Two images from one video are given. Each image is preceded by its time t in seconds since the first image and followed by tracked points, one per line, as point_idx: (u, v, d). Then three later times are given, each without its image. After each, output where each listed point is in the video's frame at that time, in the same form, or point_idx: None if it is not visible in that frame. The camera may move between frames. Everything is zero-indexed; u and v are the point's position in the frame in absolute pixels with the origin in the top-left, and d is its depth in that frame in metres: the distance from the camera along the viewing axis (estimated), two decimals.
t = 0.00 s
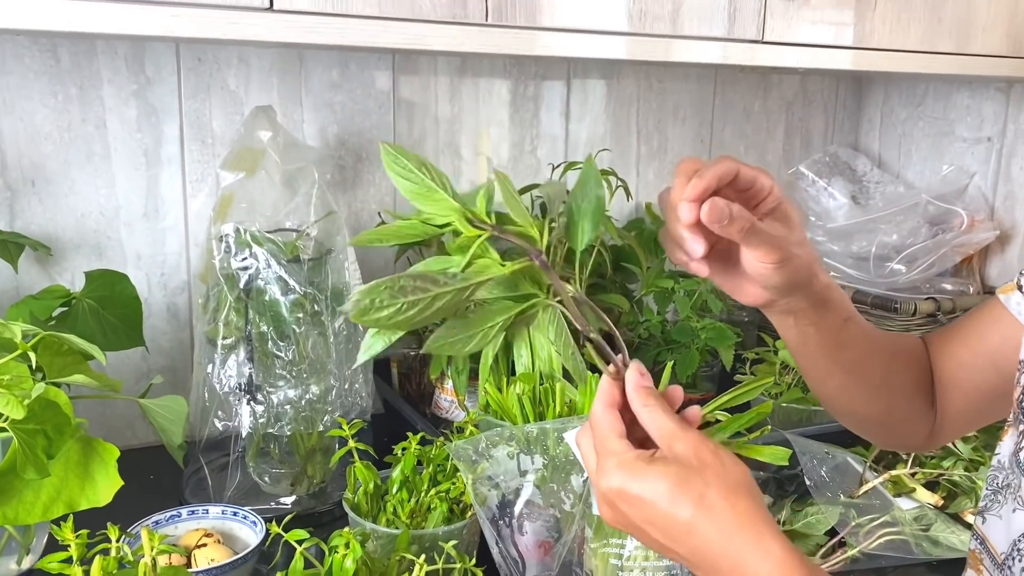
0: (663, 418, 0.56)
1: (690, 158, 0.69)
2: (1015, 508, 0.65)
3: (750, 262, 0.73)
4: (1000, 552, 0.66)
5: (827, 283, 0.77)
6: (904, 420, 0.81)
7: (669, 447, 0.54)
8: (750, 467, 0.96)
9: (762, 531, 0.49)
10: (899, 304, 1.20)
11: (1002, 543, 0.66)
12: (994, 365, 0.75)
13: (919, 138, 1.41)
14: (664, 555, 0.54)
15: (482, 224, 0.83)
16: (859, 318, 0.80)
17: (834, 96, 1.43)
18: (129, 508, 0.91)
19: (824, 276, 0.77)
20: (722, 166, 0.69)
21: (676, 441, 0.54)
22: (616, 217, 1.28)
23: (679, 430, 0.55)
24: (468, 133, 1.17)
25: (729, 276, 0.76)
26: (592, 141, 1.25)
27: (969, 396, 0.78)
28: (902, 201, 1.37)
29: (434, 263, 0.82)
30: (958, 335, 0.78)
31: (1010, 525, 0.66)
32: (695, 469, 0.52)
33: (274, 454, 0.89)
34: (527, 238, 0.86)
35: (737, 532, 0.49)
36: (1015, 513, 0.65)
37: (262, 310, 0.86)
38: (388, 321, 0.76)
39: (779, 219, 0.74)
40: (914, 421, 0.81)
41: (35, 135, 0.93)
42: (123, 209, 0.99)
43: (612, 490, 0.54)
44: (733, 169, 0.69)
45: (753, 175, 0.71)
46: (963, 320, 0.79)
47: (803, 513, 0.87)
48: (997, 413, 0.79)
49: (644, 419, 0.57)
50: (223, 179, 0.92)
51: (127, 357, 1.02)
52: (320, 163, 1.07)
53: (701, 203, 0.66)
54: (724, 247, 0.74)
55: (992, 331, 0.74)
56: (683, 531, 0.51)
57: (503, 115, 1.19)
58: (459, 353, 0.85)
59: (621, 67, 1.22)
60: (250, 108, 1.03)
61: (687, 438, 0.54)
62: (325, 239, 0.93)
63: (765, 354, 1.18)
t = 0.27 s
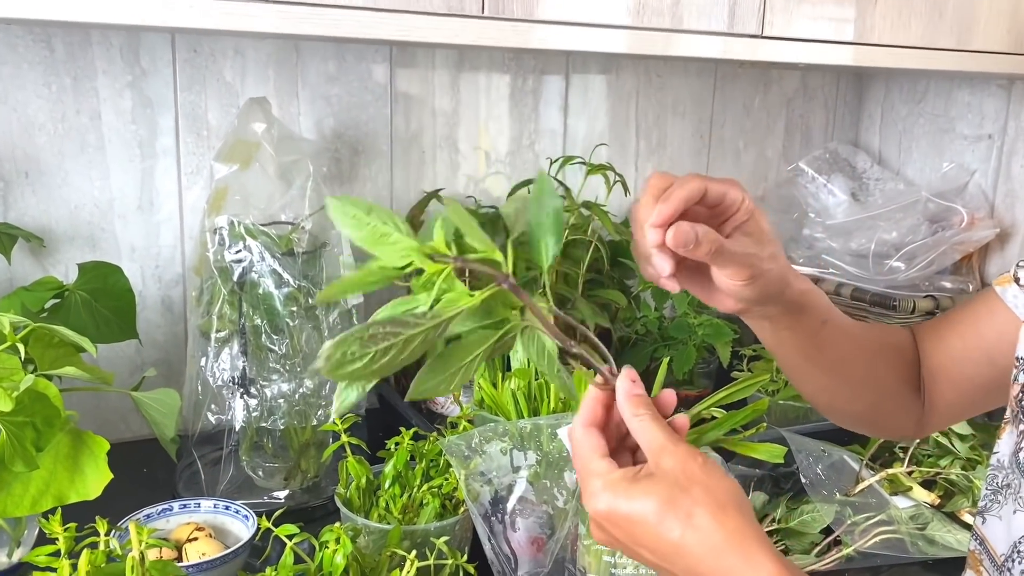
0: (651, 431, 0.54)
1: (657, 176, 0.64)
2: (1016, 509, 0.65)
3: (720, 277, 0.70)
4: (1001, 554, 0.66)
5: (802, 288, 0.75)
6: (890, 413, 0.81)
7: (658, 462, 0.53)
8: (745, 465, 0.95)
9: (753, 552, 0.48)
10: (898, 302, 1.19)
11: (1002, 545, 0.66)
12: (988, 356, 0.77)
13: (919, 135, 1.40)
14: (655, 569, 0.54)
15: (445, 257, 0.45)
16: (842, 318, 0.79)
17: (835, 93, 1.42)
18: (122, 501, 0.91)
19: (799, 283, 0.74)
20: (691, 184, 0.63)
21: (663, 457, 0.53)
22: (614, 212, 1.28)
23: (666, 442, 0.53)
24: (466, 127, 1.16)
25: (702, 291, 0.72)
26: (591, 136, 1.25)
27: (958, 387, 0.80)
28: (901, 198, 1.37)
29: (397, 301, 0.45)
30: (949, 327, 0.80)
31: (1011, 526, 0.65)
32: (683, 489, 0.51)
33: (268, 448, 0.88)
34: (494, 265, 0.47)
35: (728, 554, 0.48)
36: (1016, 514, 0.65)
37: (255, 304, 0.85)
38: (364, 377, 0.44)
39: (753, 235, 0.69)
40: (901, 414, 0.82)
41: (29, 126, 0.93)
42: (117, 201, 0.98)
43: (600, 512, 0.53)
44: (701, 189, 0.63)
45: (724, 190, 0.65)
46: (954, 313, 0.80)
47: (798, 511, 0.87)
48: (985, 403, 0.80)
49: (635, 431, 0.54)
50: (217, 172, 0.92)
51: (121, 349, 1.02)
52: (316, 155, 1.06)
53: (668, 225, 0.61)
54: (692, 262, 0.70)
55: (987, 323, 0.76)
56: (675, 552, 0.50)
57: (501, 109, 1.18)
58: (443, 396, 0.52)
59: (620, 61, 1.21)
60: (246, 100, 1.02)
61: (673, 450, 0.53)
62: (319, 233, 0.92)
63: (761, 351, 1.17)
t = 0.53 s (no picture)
0: (634, 439, 0.51)
1: (615, 170, 0.64)
2: (1013, 504, 0.65)
3: (688, 269, 0.70)
4: (998, 548, 0.66)
5: (774, 273, 0.74)
6: (869, 391, 0.82)
7: (642, 474, 0.51)
8: (740, 457, 0.95)
9: (743, 561, 0.49)
10: (894, 296, 1.20)
11: (999, 539, 0.66)
12: (977, 336, 0.77)
13: (919, 127, 1.39)
14: None
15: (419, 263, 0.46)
16: (819, 300, 0.78)
17: (834, 84, 1.41)
18: (114, 491, 0.90)
19: (769, 266, 0.74)
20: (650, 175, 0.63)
21: (647, 468, 0.51)
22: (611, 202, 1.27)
23: (650, 450, 0.52)
24: (462, 116, 1.15)
25: (673, 280, 0.73)
26: (588, 126, 1.24)
27: (941, 365, 0.80)
28: (900, 190, 1.36)
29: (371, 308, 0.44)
30: (936, 304, 0.80)
31: (1008, 520, 0.65)
32: (671, 501, 0.50)
33: (260, 438, 0.88)
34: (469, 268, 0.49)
35: (720, 565, 0.48)
36: (1013, 509, 0.65)
37: (247, 293, 0.85)
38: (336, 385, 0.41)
39: (719, 223, 0.70)
40: (879, 389, 0.82)
41: (20, 112, 0.92)
42: (109, 189, 0.98)
43: (585, 527, 0.52)
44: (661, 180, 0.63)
45: (685, 178, 0.66)
46: (942, 291, 0.80)
47: (792, 504, 0.86)
48: (969, 380, 0.80)
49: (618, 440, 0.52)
50: (209, 159, 0.91)
51: (114, 338, 1.02)
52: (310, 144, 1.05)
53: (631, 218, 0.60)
54: (659, 254, 0.71)
55: (977, 303, 0.76)
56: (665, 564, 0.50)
57: (498, 99, 1.17)
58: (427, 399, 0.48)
59: (618, 50, 1.20)
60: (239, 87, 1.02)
61: (657, 460, 0.51)
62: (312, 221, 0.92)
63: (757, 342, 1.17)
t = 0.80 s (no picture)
0: (637, 401, 0.52)
1: (596, 165, 0.62)
2: (1001, 482, 0.64)
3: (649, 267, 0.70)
4: (988, 529, 0.65)
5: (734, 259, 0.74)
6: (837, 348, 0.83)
7: (646, 434, 0.52)
8: (736, 440, 0.95)
9: (751, 518, 0.48)
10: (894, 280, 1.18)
11: (989, 519, 0.65)
12: (954, 295, 0.77)
13: (919, 111, 1.39)
14: (643, 547, 0.53)
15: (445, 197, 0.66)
16: (787, 278, 0.78)
17: (835, 67, 1.40)
18: (107, 471, 0.90)
19: (729, 257, 0.74)
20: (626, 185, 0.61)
21: (652, 429, 0.52)
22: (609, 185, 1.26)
23: (653, 412, 0.52)
24: (459, 97, 1.14)
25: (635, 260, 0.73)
26: (586, 108, 1.23)
27: (914, 319, 0.80)
28: (901, 173, 1.35)
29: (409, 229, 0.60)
30: (916, 260, 0.79)
31: (996, 499, 0.65)
32: (677, 458, 0.50)
33: (255, 417, 0.87)
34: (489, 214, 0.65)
35: (728, 521, 0.48)
36: (1002, 487, 0.64)
37: (241, 272, 0.84)
38: (360, 281, 0.54)
39: (688, 227, 0.69)
40: (850, 348, 0.83)
41: (12, 89, 0.91)
42: (103, 167, 0.97)
43: (590, 488, 0.51)
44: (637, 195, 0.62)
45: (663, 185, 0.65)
46: (923, 249, 0.80)
47: (788, 487, 0.88)
48: (939, 337, 0.80)
49: (619, 403, 0.52)
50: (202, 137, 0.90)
51: (108, 318, 1.01)
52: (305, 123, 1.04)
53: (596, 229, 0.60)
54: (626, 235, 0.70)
55: (961, 263, 0.76)
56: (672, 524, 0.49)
57: (496, 79, 1.16)
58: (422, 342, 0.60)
59: (617, 31, 1.19)
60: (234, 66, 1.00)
61: (662, 421, 0.52)
62: (307, 200, 0.91)
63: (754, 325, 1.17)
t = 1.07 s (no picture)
0: (639, 376, 0.52)
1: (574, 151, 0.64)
2: (987, 468, 0.64)
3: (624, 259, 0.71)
4: (974, 515, 0.64)
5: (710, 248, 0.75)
6: (823, 331, 0.83)
7: (648, 409, 0.51)
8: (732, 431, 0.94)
9: (754, 493, 0.48)
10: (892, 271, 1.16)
11: (976, 506, 0.65)
12: (944, 279, 0.77)
13: (920, 103, 1.39)
14: (640, 522, 0.53)
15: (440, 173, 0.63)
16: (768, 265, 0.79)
17: (835, 58, 1.39)
18: (101, 458, 0.90)
19: (708, 248, 0.75)
20: (601, 172, 0.63)
21: (654, 403, 0.52)
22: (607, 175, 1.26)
23: (655, 387, 0.52)
24: (456, 85, 1.14)
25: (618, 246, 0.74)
26: (585, 97, 1.22)
27: (900, 302, 0.80)
28: (901, 166, 1.34)
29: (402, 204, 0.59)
30: (905, 242, 0.80)
31: (982, 486, 0.64)
32: (681, 433, 0.50)
33: (249, 406, 0.87)
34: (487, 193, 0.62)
35: (732, 496, 0.48)
36: (988, 474, 0.63)
37: (236, 260, 0.84)
38: (350, 262, 0.53)
39: (663, 218, 0.71)
40: (836, 330, 0.84)
41: (6, 74, 0.90)
42: (98, 154, 0.96)
43: (592, 463, 0.51)
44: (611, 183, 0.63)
45: (640, 172, 0.66)
46: (912, 230, 0.80)
47: (783, 479, 0.87)
48: (925, 319, 0.81)
49: (619, 379, 0.52)
50: (197, 123, 0.90)
51: (102, 305, 1.00)
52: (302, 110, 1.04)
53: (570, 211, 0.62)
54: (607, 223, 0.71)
55: (950, 245, 0.76)
56: (676, 499, 0.49)
57: (494, 67, 1.15)
58: (417, 324, 0.61)
59: (616, 20, 1.18)
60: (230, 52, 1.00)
61: (663, 397, 0.52)
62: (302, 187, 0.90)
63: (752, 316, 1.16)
